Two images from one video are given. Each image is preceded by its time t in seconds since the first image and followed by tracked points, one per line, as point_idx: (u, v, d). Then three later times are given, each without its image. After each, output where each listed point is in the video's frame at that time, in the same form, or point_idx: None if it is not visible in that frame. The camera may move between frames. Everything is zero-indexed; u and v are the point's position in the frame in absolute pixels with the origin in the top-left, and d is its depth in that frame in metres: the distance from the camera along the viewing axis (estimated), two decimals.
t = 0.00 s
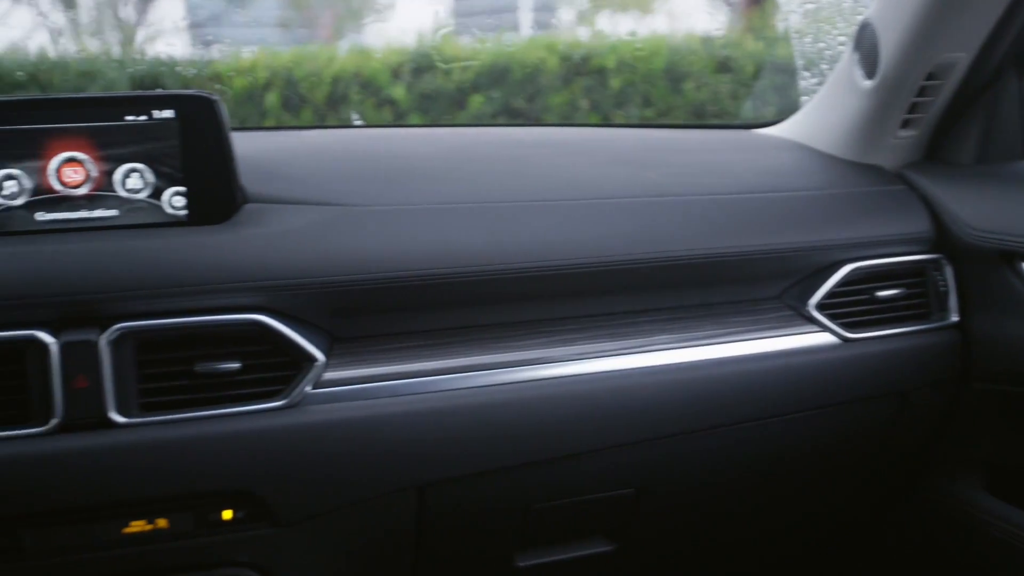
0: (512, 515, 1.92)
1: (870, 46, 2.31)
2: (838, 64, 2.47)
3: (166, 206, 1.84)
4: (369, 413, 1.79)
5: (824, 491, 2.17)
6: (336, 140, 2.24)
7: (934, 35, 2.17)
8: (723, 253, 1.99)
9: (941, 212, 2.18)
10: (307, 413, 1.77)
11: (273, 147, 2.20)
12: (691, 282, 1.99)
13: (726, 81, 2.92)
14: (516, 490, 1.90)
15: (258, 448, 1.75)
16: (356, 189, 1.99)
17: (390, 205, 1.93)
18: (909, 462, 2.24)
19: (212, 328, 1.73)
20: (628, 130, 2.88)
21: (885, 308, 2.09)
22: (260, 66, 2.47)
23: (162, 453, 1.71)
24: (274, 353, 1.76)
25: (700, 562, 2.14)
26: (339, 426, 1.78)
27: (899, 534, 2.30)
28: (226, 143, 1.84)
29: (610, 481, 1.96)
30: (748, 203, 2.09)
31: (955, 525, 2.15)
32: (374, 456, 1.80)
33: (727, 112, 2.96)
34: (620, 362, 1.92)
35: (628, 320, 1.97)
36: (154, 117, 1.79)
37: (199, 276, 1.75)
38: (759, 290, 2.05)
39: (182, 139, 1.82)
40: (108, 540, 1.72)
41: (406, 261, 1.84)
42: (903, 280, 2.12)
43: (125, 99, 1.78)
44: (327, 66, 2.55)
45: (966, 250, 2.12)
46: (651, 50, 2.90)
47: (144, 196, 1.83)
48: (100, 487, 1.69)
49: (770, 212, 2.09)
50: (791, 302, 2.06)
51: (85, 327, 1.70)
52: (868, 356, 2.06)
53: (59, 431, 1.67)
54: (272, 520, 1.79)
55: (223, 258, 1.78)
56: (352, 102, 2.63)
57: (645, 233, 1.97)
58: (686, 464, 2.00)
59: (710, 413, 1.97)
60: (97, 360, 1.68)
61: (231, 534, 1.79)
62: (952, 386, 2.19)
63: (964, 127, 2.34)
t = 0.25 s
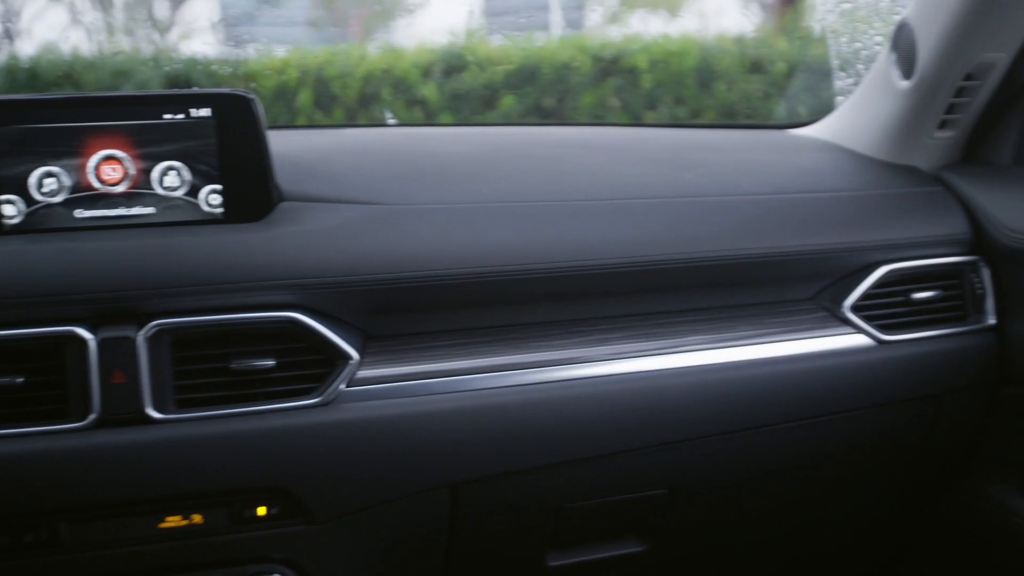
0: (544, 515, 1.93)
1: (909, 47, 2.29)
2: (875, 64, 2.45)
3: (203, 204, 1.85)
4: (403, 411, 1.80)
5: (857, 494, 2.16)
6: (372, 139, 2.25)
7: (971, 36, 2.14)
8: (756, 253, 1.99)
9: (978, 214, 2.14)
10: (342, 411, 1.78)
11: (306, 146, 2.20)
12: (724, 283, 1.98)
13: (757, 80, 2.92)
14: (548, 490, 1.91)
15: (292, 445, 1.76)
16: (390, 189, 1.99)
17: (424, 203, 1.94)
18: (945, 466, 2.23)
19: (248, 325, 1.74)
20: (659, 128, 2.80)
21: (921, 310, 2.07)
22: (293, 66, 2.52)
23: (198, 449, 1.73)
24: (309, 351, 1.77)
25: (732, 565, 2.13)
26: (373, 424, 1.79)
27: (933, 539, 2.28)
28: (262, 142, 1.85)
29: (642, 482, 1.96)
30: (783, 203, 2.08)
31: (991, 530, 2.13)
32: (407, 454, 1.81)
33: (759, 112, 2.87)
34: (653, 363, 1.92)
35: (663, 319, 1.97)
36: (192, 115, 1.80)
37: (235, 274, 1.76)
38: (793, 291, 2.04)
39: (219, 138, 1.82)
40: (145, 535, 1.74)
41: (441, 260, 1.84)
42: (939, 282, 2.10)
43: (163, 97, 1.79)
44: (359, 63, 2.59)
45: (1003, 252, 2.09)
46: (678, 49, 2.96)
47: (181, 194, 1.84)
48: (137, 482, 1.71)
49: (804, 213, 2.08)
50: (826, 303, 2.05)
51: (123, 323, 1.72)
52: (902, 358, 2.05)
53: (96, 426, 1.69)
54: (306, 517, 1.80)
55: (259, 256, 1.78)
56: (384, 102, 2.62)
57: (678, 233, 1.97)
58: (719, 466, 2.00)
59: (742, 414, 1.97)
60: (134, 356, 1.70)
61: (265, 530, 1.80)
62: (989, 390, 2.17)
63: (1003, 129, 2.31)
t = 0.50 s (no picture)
0: (574, 515, 1.92)
1: (944, 47, 2.27)
2: (910, 65, 2.44)
3: (237, 202, 1.86)
4: (435, 409, 1.80)
5: (890, 497, 2.14)
6: (405, 138, 2.25)
7: (1008, 36, 2.12)
8: (789, 254, 1.98)
9: (1015, 216, 2.13)
10: (374, 409, 1.78)
11: (337, 145, 2.19)
12: (756, 283, 1.97)
13: (787, 81, 2.88)
14: (578, 489, 1.91)
15: (324, 442, 1.77)
16: (422, 188, 1.99)
17: (457, 203, 1.94)
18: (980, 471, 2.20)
19: (281, 323, 1.75)
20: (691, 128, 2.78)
21: (954, 313, 2.05)
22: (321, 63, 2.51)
23: (231, 445, 1.74)
24: (342, 349, 1.77)
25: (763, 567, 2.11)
26: (404, 422, 1.79)
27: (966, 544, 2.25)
28: (297, 141, 1.85)
29: (672, 483, 1.95)
30: (816, 204, 2.07)
31: None
32: (438, 453, 1.82)
33: (789, 113, 2.85)
34: (685, 363, 1.92)
35: (694, 320, 1.96)
36: (226, 114, 1.82)
37: (270, 271, 1.77)
38: (825, 292, 2.03)
39: (253, 136, 1.83)
40: (178, 530, 1.76)
41: (473, 259, 1.84)
42: (974, 284, 2.08)
43: (199, 96, 1.81)
44: (388, 61, 2.61)
45: None
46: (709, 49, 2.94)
47: (215, 192, 1.85)
48: (170, 476, 1.72)
49: (838, 213, 2.06)
50: (859, 304, 2.04)
51: (158, 319, 1.73)
52: (935, 360, 2.03)
53: (131, 422, 1.71)
54: (336, 514, 1.81)
55: (293, 254, 1.79)
56: (413, 100, 2.65)
57: (710, 233, 1.96)
58: (749, 467, 2.00)
59: (773, 415, 1.97)
60: (168, 353, 1.71)
61: (296, 527, 1.80)
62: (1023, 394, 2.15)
63: None
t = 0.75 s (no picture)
0: (605, 515, 1.92)
1: (982, 47, 2.26)
2: (946, 66, 2.42)
3: (271, 201, 1.86)
4: (467, 408, 1.81)
5: (924, 501, 2.12)
6: (437, 135, 2.24)
7: None
8: (823, 255, 1.97)
9: None
10: (406, 407, 1.79)
11: (369, 144, 2.19)
12: (790, 285, 1.96)
13: (817, 81, 2.84)
14: (610, 489, 1.91)
15: (357, 440, 1.78)
16: (454, 187, 1.99)
17: (489, 202, 1.94)
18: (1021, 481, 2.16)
19: (315, 321, 1.75)
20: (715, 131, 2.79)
21: (990, 315, 2.03)
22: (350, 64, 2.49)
23: (265, 442, 1.75)
24: (374, 346, 1.78)
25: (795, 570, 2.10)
26: (437, 421, 1.80)
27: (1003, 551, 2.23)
28: (331, 140, 1.86)
29: (703, 484, 1.95)
30: (849, 205, 2.06)
31: None
32: (470, 452, 1.82)
33: (819, 114, 2.82)
34: (716, 364, 1.92)
35: (727, 321, 1.95)
36: (261, 113, 1.83)
37: (304, 270, 1.78)
38: (860, 294, 2.01)
39: (288, 135, 1.85)
40: (211, 526, 1.76)
41: (506, 258, 1.85)
42: (1012, 286, 2.05)
43: (235, 95, 1.82)
44: (417, 62, 2.60)
45: None
46: (738, 49, 2.85)
47: (250, 190, 1.86)
48: (205, 473, 1.74)
49: (872, 214, 2.05)
50: (893, 307, 2.02)
51: (193, 317, 1.74)
52: (969, 363, 2.02)
53: (166, 418, 1.72)
54: (369, 512, 1.82)
55: (328, 253, 1.80)
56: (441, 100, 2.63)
57: (743, 234, 1.96)
58: (781, 469, 1.99)
59: (804, 416, 1.96)
60: (203, 350, 1.72)
61: (329, 525, 1.81)
62: None
63: None
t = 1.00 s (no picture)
0: (636, 515, 1.92)
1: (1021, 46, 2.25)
2: (984, 66, 2.41)
3: (305, 199, 1.87)
4: (499, 407, 1.82)
5: (958, 505, 2.10)
6: (470, 135, 2.23)
7: None
8: (857, 256, 1.96)
9: None
10: (439, 406, 1.80)
11: (401, 142, 2.19)
12: (824, 286, 1.95)
13: (849, 81, 2.81)
14: (642, 490, 1.91)
15: (390, 438, 1.79)
16: (487, 186, 2.00)
17: (522, 201, 1.94)
18: None
19: (349, 319, 1.76)
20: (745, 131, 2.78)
21: None
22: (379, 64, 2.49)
23: (299, 439, 1.76)
24: (408, 345, 1.79)
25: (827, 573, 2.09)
26: (469, 419, 1.81)
27: None
28: (365, 138, 1.87)
29: (735, 485, 1.95)
30: (883, 207, 2.05)
31: None
32: (502, 451, 1.83)
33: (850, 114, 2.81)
34: (748, 365, 1.92)
35: (760, 320, 1.94)
36: (296, 111, 1.84)
37: (338, 268, 1.78)
38: (895, 296, 2.00)
39: (322, 134, 1.85)
40: (245, 523, 1.77)
41: (539, 258, 1.85)
42: None
43: (270, 94, 1.83)
44: (446, 61, 2.58)
45: None
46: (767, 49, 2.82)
47: (285, 188, 1.87)
48: (239, 469, 1.75)
49: (906, 216, 2.04)
50: (927, 308, 2.01)
51: (228, 314, 1.76)
52: (1005, 366, 2.01)
53: (200, 415, 1.73)
54: (401, 510, 1.82)
55: (362, 251, 1.81)
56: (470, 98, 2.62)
57: (776, 234, 1.95)
58: (813, 471, 1.98)
59: (837, 419, 1.95)
60: (238, 347, 1.73)
61: (362, 522, 1.81)
62: None
63: None
